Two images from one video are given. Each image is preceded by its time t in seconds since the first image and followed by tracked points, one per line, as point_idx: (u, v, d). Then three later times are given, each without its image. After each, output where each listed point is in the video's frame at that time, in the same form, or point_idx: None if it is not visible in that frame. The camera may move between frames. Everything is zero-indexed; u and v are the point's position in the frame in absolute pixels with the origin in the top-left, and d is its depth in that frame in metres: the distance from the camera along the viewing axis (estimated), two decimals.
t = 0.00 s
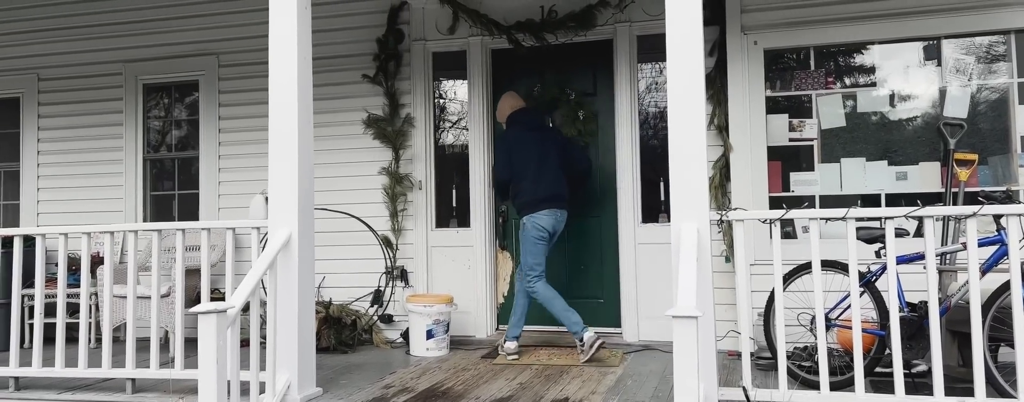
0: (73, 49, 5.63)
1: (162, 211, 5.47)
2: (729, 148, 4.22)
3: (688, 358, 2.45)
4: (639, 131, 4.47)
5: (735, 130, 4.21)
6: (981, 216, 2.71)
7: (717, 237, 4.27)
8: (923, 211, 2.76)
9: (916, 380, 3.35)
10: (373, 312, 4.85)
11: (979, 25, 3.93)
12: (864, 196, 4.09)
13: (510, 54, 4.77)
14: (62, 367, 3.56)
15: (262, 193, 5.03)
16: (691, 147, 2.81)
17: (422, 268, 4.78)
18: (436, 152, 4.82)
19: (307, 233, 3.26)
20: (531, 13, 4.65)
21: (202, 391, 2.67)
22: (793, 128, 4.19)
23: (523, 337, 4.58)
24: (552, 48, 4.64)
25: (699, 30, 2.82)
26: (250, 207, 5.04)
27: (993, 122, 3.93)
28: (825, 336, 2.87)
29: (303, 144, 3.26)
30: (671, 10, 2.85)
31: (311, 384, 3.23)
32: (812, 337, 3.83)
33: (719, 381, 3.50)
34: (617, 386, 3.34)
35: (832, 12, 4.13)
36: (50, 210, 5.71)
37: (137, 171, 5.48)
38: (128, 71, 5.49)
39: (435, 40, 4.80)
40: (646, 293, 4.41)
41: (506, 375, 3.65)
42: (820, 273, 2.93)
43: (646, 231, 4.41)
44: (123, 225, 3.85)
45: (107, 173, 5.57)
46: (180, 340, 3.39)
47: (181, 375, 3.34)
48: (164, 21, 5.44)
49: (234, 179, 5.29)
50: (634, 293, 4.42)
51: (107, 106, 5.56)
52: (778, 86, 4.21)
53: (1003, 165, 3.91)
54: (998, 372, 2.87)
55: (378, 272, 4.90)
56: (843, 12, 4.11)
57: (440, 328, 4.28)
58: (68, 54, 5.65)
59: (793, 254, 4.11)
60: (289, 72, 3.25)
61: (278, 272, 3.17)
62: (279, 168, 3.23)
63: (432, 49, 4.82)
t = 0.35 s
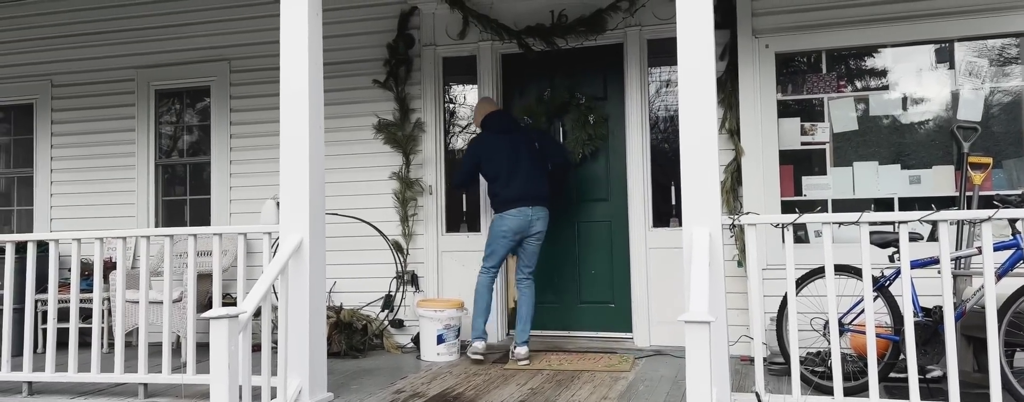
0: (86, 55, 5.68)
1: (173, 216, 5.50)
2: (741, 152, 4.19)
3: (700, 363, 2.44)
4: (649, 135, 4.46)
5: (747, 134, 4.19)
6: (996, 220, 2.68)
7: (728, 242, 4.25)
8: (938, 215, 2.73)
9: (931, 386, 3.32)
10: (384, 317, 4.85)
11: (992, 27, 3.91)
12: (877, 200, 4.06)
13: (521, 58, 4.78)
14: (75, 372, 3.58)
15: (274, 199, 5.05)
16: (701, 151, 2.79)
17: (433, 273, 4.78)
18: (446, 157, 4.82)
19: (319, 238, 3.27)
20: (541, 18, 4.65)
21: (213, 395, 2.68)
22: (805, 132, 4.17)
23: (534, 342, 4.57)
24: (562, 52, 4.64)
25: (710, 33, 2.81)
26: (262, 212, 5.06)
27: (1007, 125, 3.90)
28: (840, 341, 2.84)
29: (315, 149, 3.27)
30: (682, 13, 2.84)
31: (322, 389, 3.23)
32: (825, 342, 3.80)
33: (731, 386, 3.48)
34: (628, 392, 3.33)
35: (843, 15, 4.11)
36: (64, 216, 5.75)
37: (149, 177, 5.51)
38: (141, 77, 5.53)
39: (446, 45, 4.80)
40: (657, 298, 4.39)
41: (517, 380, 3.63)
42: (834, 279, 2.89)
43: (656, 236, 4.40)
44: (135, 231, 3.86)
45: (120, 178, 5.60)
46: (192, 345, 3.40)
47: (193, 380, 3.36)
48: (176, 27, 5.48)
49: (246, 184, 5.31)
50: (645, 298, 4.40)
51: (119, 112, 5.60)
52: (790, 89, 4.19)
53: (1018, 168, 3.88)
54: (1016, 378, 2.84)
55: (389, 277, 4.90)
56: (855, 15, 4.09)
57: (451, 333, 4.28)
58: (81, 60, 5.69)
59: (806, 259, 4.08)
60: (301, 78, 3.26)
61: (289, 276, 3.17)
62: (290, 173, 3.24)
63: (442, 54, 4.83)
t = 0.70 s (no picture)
0: (102, 61, 5.73)
1: (189, 221, 5.54)
2: (755, 155, 4.17)
3: (717, 368, 2.42)
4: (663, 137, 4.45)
5: (761, 137, 4.17)
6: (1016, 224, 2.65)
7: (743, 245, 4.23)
8: (956, 218, 2.70)
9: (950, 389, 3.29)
10: (398, 320, 4.86)
11: (1009, 29, 3.88)
12: (893, 203, 4.02)
13: (533, 62, 4.78)
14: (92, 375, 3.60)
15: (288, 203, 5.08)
16: (715, 155, 2.78)
17: (447, 276, 4.78)
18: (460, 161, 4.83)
19: (333, 242, 3.28)
20: (554, 21, 4.65)
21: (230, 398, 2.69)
22: (820, 135, 4.14)
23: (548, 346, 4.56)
24: (575, 56, 4.64)
25: (724, 35, 2.80)
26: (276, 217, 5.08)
27: None
28: (856, 346, 2.81)
29: (329, 154, 3.29)
30: (696, 15, 2.82)
31: (337, 392, 3.23)
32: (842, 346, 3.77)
33: (747, 391, 3.46)
34: (643, 396, 3.32)
35: (858, 17, 4.08)
36: (80, 220, 5.81)
37: (164, 181, 5.55)
38: (156, 82, 5.58)
39: (459, 49, 4.81)
40: (671, 301, 4.37)
41: (531, 384, 3.62)
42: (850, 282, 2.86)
43: (670, 239, 4.38)
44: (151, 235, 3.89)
45: (135, 183, 5.65)
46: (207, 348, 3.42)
47: (208, 383, 3.37)
48: (191, 33, 5.53)
49: (260, 188, 5.34)
50: (659, 301, 4.38)
51: (135, 117, 5.65)
52: (805, 92, 4.16)
53: None
54: None
55: (402, 281, 4.91)
56: (870, 17, 4.06)
57: (465, 337, 4.28)
58: (97, 66, 5.75)
59: (822, 263, 4.05)
60: (315, 82, 3.28)
61: (304, 280, 3.19)
62: (305, 177, 3.25)
63: (455, 58, 4.83)
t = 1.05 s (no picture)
0: (117, 65, 5.78)
1: (202, 223, 5.57)
2: (768, 157, 4.15)
3: (733, 371, 2.41)
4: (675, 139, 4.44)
5: (774, 139, 4.15)
6: None
7: (757, 249, 4.21)
8: (973, 221, 2.67)
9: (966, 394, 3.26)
10: (410, 323, 4.87)
11: None
12: (907, 205, 3.99)
13: (545, 65, 4.77)
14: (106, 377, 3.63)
15: (301, 206, 5.10)
16: (729, 157, 2.77)
17: (459, 279, 4.79)
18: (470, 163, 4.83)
19: (346, 245, 3.29)
20: (565, 24, 4.65)
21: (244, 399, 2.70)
22: (834, 137, 4.11)
23: (560, 349, 4.56)
24: (588, 58, 4.64)
25: (738, 36, 2.79)
26: (289, 219, 5.11)
27: None
28: (871, 349, 2.78)
29: (342, 157, 3.30)
30: (710, 17, 2.82)
31: (350, 394, 3.24)
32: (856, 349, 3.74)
33: (761, 394, 3.44)
34: (656, 399, 3.31)
35: (872, 19, 4.06)
36: (95, 223, 5.85)
37: (177, 184, 5.59)
38: (170, 85, 5.63)
39: (471, 52, 4.82)
40: (683, 304, 4.37)
41: (543, 387, 3.61)
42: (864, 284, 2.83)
43: (683, 242, 4.37)
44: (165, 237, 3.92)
45: (149, 185, 5.70)
46: (221, 351, 3.44)
47: (222, 385, 3.39)
48: (205, 36, 5.57)
49: (273, 191, 5.37)
50: (671, 304, 4.37)
51: (149, 120, 5.70)
52: (818, 94, 4.14)
53: None
54: None
55: (414, 283, 4.92)
56: (884, 19, 4.04)
57: (477, 339, 4.28)
58: (111, 69, 5.80)
59: (836, 265, 4.03)
60: (329, 85, 3.29)
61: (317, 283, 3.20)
62: (318, 180, 3.27)
63: (467, 61, 4.84)
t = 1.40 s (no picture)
0: (126, 67, 5.81)
1: (210, 225, 5.59)
2: (777, 159, 4.13)
3: (742, 375, 2.40)
4: (683, 141, 4.43)
5: (782, 141, 4.13)
6: None
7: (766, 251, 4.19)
8: (985, 224, 2.65)
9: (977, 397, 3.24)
10: (417, 325, 4.87)
11: None
12: (917, 207, 3.97)
13: (553, 67, 4.77)
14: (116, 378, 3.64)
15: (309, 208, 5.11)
16: (738, 160, 2.76)
17: (467, 281, 4.79)
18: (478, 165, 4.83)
19: (355, 247, 3.30)
20: (573, 26, 4.65)
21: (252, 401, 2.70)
22: (842, 139, 4.10)
23: (567, 352, 4.55)
24: (596, 60, 4.64)
25: (748, 39, 2.78)
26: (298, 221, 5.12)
27: None
28: (881, 352, 2.76)
29: (351, 159, 3.31)
30: (719, 18, 2.80)
31: (358, 396, 3.24)
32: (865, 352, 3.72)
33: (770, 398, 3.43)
34: None
35: (880, 21, 4.04)
36: (104, 225, 5.88)
37: (186, 186, 5.61)
38: (179, 88, 5.65)
39: (479, 54, 4.83)
40: (691, 306, 4.36)
41: (551, 390, 3.60)
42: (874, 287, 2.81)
43: (691, 244, 4.36)
44: (173, 239, 3.93)
45: (158, 187, 5.72)
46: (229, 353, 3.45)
47: (230, 387, 3.40)
48: (213, 39, 5.60)
49: (281, 193, 5.38)
50: (679, 306, 4.37)
51: (158, 123, 5.73)
52: (827, 96, 4.12)
53: None
54: None
55: (422, 286, 4.92)
56: (893, 21, 4.02)
57: (484, 342, 4.29)
58: (120, 72, 5.83)
59: (845, 268, 4.01)
60: (337, 88, 3.30)
61: (326, 285, 3.20)
62: (327, 182, 3.27)
63: (475, 63, 4.85)
